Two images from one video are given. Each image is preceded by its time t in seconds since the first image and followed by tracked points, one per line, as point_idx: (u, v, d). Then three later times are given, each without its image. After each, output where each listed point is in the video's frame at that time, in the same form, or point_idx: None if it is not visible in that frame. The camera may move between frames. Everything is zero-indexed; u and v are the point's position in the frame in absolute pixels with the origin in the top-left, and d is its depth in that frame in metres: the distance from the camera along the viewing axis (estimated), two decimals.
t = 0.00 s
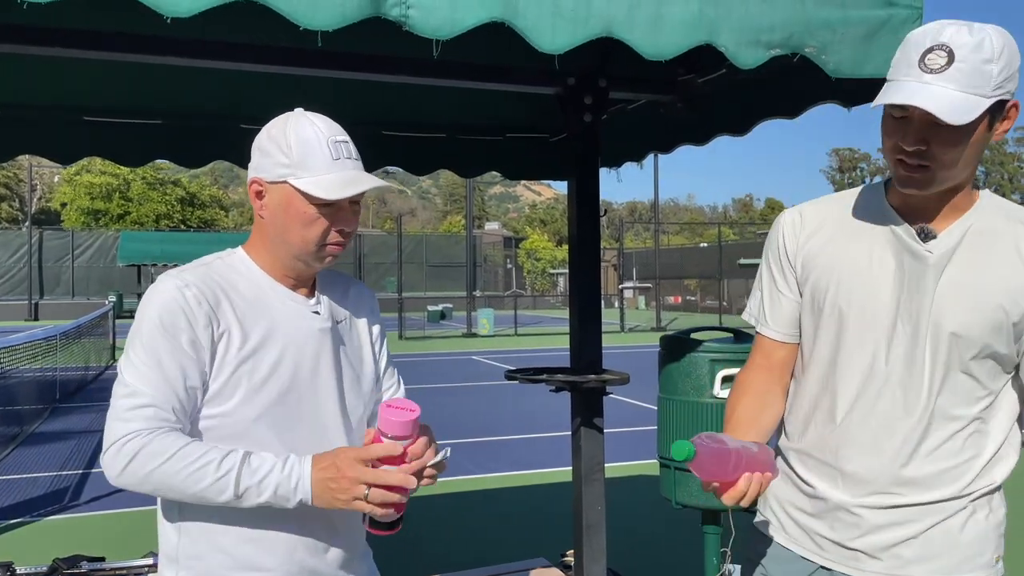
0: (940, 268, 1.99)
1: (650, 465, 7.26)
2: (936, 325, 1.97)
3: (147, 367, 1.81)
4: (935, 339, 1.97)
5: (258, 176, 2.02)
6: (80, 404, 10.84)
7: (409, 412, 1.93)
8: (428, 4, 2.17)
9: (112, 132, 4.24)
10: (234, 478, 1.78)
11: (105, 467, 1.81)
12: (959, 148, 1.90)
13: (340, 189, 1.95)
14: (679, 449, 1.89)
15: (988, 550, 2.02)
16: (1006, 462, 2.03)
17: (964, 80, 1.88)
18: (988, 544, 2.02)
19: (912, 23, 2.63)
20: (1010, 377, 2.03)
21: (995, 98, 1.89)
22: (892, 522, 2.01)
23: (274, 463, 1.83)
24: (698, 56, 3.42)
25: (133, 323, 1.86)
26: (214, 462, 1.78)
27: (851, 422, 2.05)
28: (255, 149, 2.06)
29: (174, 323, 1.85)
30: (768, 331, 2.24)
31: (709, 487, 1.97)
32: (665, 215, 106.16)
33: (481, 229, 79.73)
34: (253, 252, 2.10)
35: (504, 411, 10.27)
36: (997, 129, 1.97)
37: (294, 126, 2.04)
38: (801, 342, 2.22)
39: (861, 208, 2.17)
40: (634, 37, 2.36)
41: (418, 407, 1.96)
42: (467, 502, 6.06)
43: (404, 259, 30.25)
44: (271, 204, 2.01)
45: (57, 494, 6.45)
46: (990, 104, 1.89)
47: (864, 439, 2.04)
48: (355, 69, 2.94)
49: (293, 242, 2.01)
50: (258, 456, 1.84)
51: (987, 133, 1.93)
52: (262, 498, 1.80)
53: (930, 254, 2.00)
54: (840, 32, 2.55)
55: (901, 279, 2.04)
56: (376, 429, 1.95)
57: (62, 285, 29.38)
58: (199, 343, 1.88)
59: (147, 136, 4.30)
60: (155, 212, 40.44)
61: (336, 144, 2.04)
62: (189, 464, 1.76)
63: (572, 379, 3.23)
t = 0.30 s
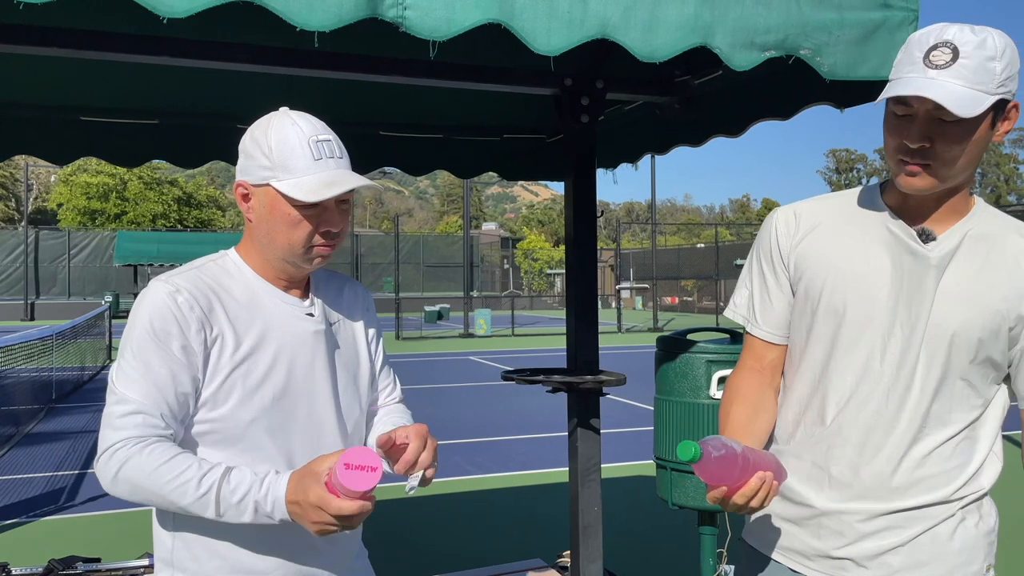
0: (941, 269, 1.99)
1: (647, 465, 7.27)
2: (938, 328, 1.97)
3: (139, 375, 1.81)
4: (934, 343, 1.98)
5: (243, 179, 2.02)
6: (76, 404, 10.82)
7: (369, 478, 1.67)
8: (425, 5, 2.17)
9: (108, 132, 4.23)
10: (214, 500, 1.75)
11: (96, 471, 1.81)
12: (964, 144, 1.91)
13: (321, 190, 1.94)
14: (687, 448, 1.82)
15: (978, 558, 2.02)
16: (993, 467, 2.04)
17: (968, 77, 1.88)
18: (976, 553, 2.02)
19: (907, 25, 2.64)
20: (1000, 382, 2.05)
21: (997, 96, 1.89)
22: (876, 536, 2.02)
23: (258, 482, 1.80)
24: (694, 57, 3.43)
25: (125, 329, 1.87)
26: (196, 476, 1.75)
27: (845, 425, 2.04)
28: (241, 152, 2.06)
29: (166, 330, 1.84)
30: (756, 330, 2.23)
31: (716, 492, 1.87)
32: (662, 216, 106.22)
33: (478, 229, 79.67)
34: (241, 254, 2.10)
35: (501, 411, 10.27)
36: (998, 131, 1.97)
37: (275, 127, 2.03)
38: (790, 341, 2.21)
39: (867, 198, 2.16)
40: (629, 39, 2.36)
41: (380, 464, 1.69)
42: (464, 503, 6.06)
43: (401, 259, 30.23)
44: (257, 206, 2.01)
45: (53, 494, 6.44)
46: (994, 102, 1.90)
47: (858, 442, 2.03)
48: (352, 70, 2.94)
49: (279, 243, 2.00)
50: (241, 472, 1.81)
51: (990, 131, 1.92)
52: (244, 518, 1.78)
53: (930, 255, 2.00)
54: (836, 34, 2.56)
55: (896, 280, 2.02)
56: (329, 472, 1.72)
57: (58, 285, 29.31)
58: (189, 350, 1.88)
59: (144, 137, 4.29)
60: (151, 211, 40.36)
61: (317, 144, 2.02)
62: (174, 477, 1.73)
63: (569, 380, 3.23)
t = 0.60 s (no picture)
0: (904, 262, 1.99)
1: (643, 466, 7.27)
2: (906, 321, 1.96)
3: (142, 380, 1.80)
4: (905, 338, 1.96)
5: (235, 176, 2.01)
6: (73, 404, 10.81)
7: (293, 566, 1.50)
8: (422, 5, 2.16)
9: (103, 131, 4.22)
10: (185, 521, 1.69)
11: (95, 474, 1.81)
12: (893, 134, 1.92)
13: (291, 195, 1.90)
14: (728, 454, 1.85)
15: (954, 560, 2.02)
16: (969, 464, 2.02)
17: (896, 68, 1.91)
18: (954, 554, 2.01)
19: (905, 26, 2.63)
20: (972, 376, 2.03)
21: (927, 82, 1.90)
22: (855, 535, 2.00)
23: (222, 508, 1.69)
24: (692, 57, 3.43)
25: (126, 332, 1.85)
26: (174, 490, 1.71)
27: (818, 423, 2.03)
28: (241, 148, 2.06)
29: (169, 332, 1.83)
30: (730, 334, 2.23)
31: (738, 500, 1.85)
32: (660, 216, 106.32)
33: (476, 229, 79.72)
34: (240, 251, 2.11)
35: (498, 412, 10.28)
36: (939, 120, 1.97)
37: (269, 129, 2.02)
38: (766, 342, 2.20)
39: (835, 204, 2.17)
40: (626, 38, 2.36)
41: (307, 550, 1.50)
42: (461, 503, 6.06)
43: (399, 259, 30.23)
44: (245, 204, 2.01)
45: (50, 494, 6.43)
46: (923, 88, 1.90)
47: (833, 439, 2.01)
48: (349, 70, 2.93)
49: (262, 244, 1.99)
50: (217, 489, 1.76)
51: (925, 117, 1.93)
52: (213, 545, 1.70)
53: (895, 249, 2.00)
54: (833, 35, 2.56)
55: (867, 275, 2.02)
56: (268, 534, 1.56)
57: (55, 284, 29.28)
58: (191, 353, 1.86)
59: (140, 136, 4.28)
60: (148, 211, 40.31)
61: (302, 147, 1.98)
62: (158, 489, 1.71)
63: (566, 380, 3.22)
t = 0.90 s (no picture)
0: (871, 261, 2.11)
1: (642, 466, 7.27)
2: (874, 318, 2.07)
3: (143, 378, 1.79)
4: (875, 333, 2.07)
5: (238, 176, 2.02)
6: (71, 404, 10.80)
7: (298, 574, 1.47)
8: (421, 5, 2.16)
9: (102, 131, 4.22)
10: (184, 520, 1.69)
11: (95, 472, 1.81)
12: (822, 130, 2.09)
13: (295, 194, 1.90)
14: (797, 495, 1.79)
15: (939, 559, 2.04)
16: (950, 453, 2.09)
17: (823, 70, 2.09)
18: (936, 553, 2.04)
19: (904, 27, 2.63)
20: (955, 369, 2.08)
21: (851, 80, 2.05)
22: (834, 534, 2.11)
23: (223, 509, 1.70)
24: (691, 58, 3.43)
25: (132, 327, 1.85)
26: (174, 489, 1.70)
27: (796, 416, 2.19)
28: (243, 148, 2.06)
29: (173, 330, 1.84)
30: (709, 338, 2.43)
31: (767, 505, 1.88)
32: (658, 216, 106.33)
33: (475, 229, 79.73)
34: (242, 250, 2.11)
35: (497, 412, 10.27)
36: (878, 115, 2.08)
37: (273, 128, 2.02)
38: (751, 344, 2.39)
39: (806, 213, 2.36)
40: (626, 40, 2.36)
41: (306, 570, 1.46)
42: (460, 503, 6.06)
43: (398, 259, 30.21)
44: (248, 204, 2.02)
45: (49, 495, 6.42)
46: (847, 87, 2.06)
47: (810, 432, 2.16)
48: (348, 70, 2.93)
49: (263, 243, 2.00)
50: (217, 492, 1.75)
51: (857, 114, 2.07)
52: (208, 545, 1.69)
53: (861, 248, 2.13)
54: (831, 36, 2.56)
55: (837, 276, 2.17)
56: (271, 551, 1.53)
57: (53, 284, 29.25)
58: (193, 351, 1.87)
59: (139, 136, 4.28)
60: (147, 211, 40.28)
61: (306, 147, 1.98)
62: (155, 488, 1.70)
63: (565, 381, 3.22)
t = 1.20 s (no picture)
0: (855, 261, 2.11)
1: (642, 466, 7.27)
2: (859, 317, 2.08)
3: (144, 376, 1.78)
4: (861, 332, 2.07)
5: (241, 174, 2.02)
6: (71, 404, 10.79)
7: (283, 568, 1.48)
8: (421, 5, 2.16)
9: (102, 131, 4.21)
10: (180, 517, 1.68)
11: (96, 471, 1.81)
12: (800, 135, 2.11)
13: (298, 194, 1.90)
14: (983, 489, 1.60)
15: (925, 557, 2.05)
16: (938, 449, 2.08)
17: (799, 78, 2.13)
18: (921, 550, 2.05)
19: (904, 26, 2.63)
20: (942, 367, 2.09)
21: (826, 84, 2.09)
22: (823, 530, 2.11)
23: (217, 504, 1.68)
24: (691, 58, 3.42)
25: (132, 326, 1.85)
26: (171, 485, 1.69)
27: (784, 417, 2.20)
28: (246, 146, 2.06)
29: (174, 328, 1.83)
30: (699, 341, 2.46)
31: (871, 442, 1.78)
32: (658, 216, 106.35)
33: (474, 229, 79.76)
34: (245, 250, 2.10)
35: (497, 412, 10.27)
36: (855, 117, 2.10)
37: (276, 128, 2.02)
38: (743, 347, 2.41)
39: (793, 216, 2.37)
40: (626, 39, 2.36)
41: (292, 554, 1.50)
42: (460, 503, 6.06)
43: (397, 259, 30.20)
44: (250, 203, 2.02)
45: (48, 495, 6.42)
46: (822, 92, 2.09)
47: (799, 433, 2.17)
48: (348, 70, 2.93)
49: (265, 243, 2.00)
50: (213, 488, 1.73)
51: (834, 117, 2.09)
52: (202, 541, 1.68)
53: (845, 248, 2.14)
54: (832, 36, 2.56)
55: (824, 277, 2.18)
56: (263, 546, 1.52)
57: (53, 284, 29.24)
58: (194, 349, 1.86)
59: (139, 135, 4.28)
60: (147, 211, 40.27)
61: (310, 147, 1.97)
62: (153, 486, 1.69)
63: (565, 381, 3.22)
